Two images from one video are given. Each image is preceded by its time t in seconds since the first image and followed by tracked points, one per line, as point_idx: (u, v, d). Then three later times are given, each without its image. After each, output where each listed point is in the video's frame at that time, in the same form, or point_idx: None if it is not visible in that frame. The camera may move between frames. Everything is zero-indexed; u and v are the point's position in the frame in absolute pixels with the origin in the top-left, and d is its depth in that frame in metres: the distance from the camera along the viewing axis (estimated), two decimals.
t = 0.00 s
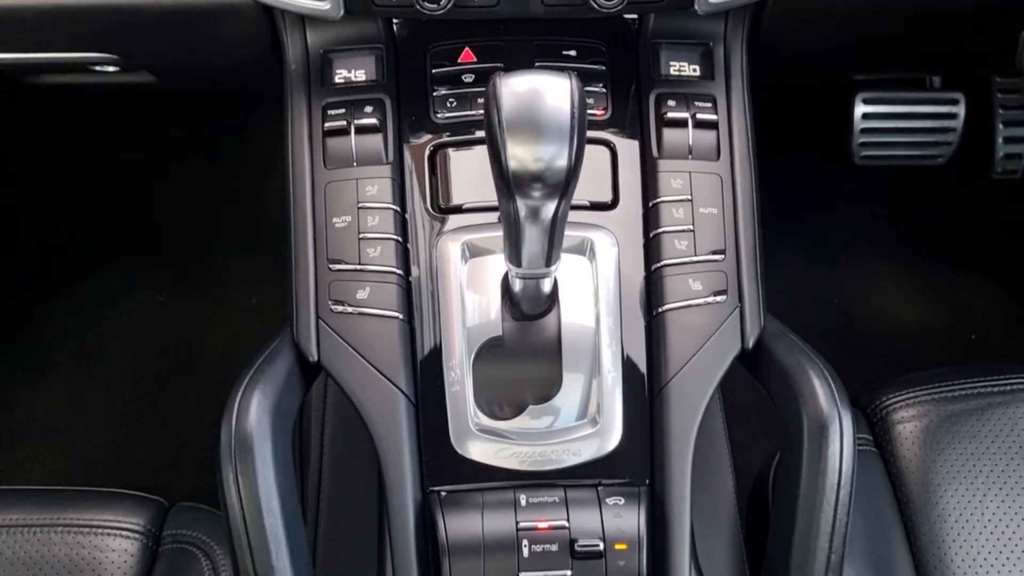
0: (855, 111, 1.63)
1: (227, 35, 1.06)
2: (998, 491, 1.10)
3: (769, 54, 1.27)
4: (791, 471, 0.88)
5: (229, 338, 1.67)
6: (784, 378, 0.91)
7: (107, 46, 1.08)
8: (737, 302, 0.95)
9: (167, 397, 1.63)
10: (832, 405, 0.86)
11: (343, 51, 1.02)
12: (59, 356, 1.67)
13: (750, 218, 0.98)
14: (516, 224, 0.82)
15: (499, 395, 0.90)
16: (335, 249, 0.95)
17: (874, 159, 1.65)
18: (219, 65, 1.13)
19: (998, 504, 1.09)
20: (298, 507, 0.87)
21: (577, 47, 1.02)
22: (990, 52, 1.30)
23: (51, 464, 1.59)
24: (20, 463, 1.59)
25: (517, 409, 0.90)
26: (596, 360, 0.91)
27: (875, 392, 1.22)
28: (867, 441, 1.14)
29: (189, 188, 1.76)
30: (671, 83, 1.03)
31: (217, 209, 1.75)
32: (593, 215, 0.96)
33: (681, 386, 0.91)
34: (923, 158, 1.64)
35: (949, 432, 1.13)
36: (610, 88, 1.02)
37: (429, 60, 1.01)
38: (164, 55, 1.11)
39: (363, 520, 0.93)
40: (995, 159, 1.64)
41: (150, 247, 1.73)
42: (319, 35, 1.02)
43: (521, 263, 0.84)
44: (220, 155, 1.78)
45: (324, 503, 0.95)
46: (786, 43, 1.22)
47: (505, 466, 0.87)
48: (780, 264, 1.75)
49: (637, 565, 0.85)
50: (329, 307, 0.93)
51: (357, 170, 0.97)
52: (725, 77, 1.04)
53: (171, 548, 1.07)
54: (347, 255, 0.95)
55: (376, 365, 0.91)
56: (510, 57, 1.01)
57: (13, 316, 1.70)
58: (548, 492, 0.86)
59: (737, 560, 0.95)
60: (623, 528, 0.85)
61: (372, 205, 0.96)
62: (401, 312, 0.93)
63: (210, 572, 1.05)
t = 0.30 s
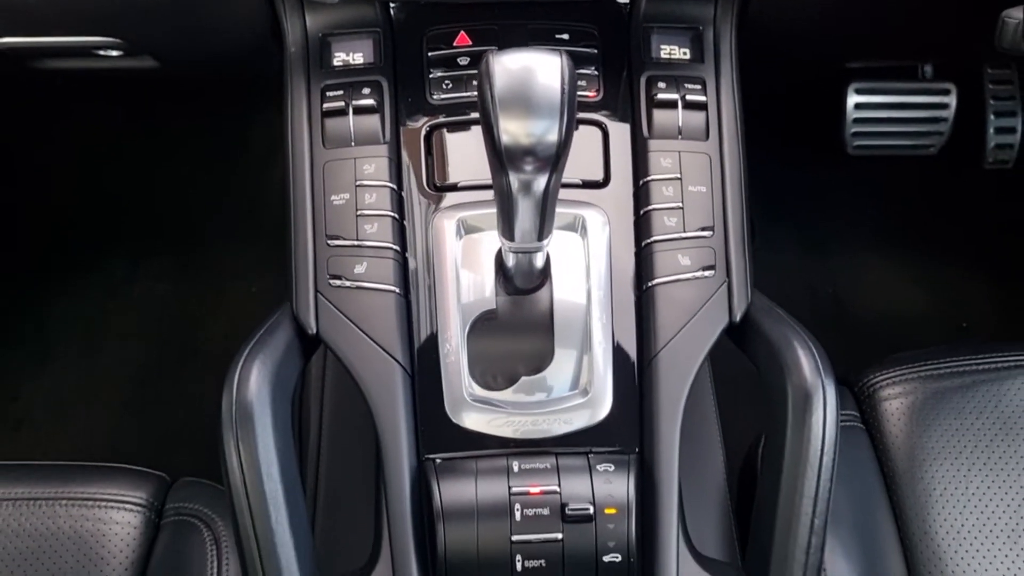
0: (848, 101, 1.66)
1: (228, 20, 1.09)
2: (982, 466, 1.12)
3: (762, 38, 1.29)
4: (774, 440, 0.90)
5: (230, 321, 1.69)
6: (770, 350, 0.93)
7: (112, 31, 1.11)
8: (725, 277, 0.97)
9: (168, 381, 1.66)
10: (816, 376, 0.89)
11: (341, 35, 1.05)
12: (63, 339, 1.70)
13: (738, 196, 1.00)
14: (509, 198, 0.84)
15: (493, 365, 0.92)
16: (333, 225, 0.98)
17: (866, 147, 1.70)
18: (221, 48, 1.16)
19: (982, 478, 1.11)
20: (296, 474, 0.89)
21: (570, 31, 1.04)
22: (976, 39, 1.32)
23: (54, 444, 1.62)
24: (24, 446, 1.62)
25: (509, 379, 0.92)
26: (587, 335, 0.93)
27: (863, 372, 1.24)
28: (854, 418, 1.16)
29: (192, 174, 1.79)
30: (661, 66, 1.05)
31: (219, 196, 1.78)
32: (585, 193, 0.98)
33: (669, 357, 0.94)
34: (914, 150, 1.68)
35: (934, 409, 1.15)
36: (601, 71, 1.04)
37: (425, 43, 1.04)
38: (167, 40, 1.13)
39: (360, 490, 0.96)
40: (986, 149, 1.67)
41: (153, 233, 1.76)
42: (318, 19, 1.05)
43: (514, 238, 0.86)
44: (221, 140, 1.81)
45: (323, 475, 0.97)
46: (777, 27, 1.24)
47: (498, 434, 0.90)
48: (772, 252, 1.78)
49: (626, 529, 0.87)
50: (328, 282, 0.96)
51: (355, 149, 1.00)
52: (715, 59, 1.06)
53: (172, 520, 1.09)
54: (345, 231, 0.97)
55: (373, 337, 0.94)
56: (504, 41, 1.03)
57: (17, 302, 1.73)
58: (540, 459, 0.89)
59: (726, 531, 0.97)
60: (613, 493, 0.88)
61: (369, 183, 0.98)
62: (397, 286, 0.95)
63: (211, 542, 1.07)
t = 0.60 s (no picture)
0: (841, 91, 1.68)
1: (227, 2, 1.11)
2: (966, 441, 1.14)
3: (751, 24, 1.31)
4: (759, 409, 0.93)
5: (228, 306, 1.71)
6: (756, 322, 0.95)
7: (113, 14, 1.13)
8: (712, 252, 1.00)
9: (167, 366, 1.68)
10: (800, 345, 0.91)
11: (337, 17, 1.07)
12: (64, 324, 1.72)
13: (725, 173, 1.03)
14: (500, 171, 0.85)
15: (486, 337, 0.94)
16: (328, 201, 1.00)
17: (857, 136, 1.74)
18: (220, 31, 1.19)
19: (966, 453, 1.14)
20: (293, 442, 0.91)
21: (562, 13, 1.06)
22: (962, 26, 1.34)
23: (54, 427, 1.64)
24: (25, 429, 1.64)
25: (501, 351, 0.94)
26: (577, 310, 0.95)
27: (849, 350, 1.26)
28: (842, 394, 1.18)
29: (192, 162, 1.81)
30: (651, 47, 1.07)
31: (217, 184, 1.80)
32: (575, 170, 1.00)
33: (657, 328, 0.96)
34: (907, 139, 1.72)
35: (919, 385, 1.17)
36: (592, 51, 1.05)
37: (419, 25, 1.05)
38: (167, 22, 1.16)
39: (356, 459, 0.98)
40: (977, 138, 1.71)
41: (154, 220, 1.79)
42: (315, 2, 1.07)
43: (506, 211, 0.88)
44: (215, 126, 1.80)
45: (320, 445, 1.00)
46: (767, 13, 1.26)
47: (489, 402, 0.92)
48: (764, 240, 1.80)
49: (614, 495, 0.89)
50: (324, 256, 0.98)
51: (351, 128, 1.02)
52: (703, 40, 1.08)
53: (172, 493, 1.12)
54: (341, 206, 0.99)
55: (368, 310, 0.96)
56: (496, 22, 1.05)
57: (18, 287, 1.75)
58: (530, 427, 0.91)
59: (714, 500, 1.00)
60: (601, 459, 0.90)
61: (364, 159, 1.00)
62: (391, 260, 0.98)
63: (209, 513, 1.09)
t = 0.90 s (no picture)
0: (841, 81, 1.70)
1: None
2: (963, 418, 1.16)
3: (752, 10, 1.33)
4: (759, 382, 0.94)
5: (232, 294, 1.73)
6: (757, 296, 0.97)
7: None
8: (713, 229, 1.01)
9: (173, 351, 1.70)
10: (799, 319, 0.93)
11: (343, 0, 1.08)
12: (71, 311, 1.74)
13: (726, 152, 1.04)
14: (505, 146, 0.86)
15: (492, 311, 0.95)
16: (336, 179, 1.01)
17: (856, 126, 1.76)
18: (227, 15, 1.20)
19: (963, 430, 1.15)
20: (302, 413, 0.93)
21: None
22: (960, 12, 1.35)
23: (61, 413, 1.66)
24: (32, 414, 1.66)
25: (507, 324, 0.95)
26: (580, 287, 0.96)
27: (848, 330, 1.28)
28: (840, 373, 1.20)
29: (197, 152, 1.83)
30: (652, 30, 1.08)
31: (222, 173, 1.82)
32: (579, 149, 1.02)
33: (660, 303, 0.98)
34: (907, 128, 1.73)
35: (916, 364, 1.19)
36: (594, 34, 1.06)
37: (425, 7, 1.06)
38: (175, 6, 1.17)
39: (364, 432, 1.00)
40: (976, 128, 1.75)
41: (158, 209, 1.80)
42: None
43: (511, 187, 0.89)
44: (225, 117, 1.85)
45: (328, 418, 1.02)
46: None
47: (495, 373, 0.94)
48: (764, 228, 1.82)
49: (618, 464, 0.91)
50: (332, 233, 1.00)
51: (357, 108, 1.03)
52: (704, 22, 1.09)
53: (181, 470, 1.14)
54: (348, 184, 1.01)
55: (376, 285, 0.98)
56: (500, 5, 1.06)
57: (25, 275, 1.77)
58: (535, 398, 0.93)
59: (715, 471, 1.02)
60: (605, 429, 0.92)
61: (371, 139, 1.02)
62: (399, 237, 0.99)
63: (218, 489, 1.11)
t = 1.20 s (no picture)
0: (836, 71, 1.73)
1: None
2: (957, 396, 1.18)
3: None
4: (755, 356, 0.96)
5: (237, 282, 1.75)
6: (752, 273, 0.99)
7: None
8: (710, 208, 1.03)
9: (177, 338, 1.72)
10: (794, 295, 0.95)
11: None
12: (76, 300, 1.76)
13: (723, 134, 1.06)
14: (506, 124, 0.87)
15: (492, 289, 0.98)
16: (340, 160, 1.03)
17: (853, 117, 1.78)
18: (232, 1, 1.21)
19: (957, 407, 1.17)
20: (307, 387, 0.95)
21: None
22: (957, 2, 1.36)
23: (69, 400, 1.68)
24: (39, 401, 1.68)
25: (507, 300, 0.97)
26: (580, 263, 0.98)
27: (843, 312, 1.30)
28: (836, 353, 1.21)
29: (200, 143, 1.85)
30: (651, 15, 1.10)
31: (225, 163, 1.83)
32: (579, 130, 1.04)
33: (657, 280, 1.00)
34: (904, 118, 1.75)
35: (911, 343, 1.21)
36: (594, 19, 1.08)
37: None
38: None
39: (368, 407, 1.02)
40: (974, 120, 1.74)
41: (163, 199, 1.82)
42: None
43: (512, 164, 0.90)
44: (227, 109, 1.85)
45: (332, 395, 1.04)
46: None
47: (497, 348, 0.96)
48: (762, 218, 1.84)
49: (616, 436, 0.93)
50: (336, 212, 1.02)
51: (361, 90, 1.05)
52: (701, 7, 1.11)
53: (187, 447, 1.15)
54: (352, 164, 1.03)
55: (379, 262, 1.00)
56: None
57: (31, 264, 1.79)
58: (535, 372, 0.95)
59: (711, 445, 1.04)
60: (604, 402, 0.94)
61: (375, 121, 1.04)
62: (401, 216, 1.01)
63: (224, 465, 1.13)
